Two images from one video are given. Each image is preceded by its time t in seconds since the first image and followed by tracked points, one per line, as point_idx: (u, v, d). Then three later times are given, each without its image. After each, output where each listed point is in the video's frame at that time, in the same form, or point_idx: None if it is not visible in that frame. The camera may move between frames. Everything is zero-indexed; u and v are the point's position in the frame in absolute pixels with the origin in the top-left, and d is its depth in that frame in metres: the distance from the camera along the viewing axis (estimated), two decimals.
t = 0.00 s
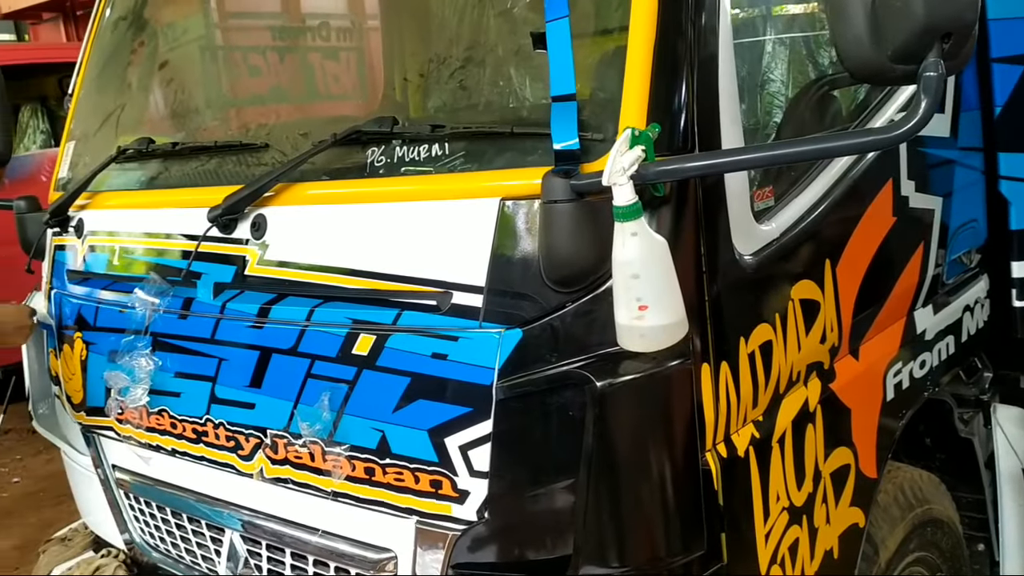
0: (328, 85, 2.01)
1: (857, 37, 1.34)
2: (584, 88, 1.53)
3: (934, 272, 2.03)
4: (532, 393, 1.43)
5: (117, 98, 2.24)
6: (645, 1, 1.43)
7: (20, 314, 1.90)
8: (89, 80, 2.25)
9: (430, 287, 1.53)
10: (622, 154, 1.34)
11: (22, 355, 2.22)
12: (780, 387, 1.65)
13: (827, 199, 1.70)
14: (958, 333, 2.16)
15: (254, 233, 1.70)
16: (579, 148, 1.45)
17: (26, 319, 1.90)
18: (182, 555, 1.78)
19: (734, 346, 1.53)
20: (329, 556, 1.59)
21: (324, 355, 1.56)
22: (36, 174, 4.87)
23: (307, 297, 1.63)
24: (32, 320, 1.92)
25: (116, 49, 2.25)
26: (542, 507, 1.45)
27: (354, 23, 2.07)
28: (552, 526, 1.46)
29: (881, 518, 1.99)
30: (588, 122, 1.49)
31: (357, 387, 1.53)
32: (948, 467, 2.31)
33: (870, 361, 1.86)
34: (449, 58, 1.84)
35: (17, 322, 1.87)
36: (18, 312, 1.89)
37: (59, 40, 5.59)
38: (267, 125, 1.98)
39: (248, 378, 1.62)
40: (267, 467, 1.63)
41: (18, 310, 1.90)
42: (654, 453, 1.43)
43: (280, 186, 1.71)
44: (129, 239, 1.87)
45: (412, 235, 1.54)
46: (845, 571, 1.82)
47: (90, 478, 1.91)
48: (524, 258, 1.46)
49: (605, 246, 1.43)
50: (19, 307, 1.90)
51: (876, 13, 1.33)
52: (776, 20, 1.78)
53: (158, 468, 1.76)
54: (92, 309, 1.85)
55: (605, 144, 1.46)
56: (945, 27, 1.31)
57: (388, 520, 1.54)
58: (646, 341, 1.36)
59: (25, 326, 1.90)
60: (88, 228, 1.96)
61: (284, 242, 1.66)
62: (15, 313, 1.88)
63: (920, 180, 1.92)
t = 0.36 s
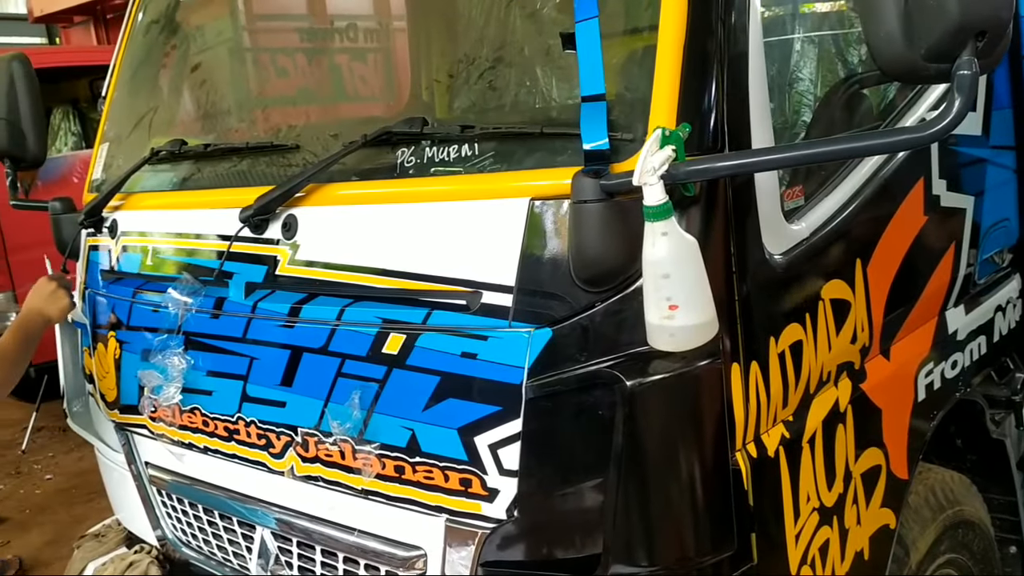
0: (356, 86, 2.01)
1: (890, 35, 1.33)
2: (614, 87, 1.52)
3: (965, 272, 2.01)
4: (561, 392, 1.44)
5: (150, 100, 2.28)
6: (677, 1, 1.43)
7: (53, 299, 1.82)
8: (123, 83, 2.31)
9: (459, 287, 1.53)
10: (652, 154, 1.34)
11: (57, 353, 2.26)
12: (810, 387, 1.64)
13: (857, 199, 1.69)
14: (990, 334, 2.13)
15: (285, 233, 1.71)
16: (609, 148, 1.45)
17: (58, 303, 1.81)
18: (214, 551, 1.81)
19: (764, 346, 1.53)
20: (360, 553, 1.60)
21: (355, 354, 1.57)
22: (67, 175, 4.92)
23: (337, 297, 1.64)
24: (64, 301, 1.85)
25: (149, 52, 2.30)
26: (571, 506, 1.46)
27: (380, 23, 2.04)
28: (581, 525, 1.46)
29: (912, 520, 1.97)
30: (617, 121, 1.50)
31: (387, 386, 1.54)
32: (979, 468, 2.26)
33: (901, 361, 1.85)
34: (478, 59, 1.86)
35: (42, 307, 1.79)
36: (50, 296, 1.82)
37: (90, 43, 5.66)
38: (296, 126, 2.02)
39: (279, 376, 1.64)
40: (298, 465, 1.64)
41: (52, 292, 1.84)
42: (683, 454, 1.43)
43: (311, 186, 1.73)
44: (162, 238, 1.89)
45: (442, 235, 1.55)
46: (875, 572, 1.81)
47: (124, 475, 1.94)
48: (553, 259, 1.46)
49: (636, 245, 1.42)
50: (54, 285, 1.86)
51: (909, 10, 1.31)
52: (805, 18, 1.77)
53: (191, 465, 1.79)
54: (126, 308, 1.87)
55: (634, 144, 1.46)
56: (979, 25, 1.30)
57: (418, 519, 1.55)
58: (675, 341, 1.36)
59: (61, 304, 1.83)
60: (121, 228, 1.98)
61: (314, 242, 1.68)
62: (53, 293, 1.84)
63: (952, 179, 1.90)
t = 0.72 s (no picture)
0: (378, 86, 2.03)
1: (919, 32, 1.32)
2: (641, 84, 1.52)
3: (993, 271, 2.00)
4: (586, 390, 1.43)
5: (177, 101, 2.30)
6: None
7: (86, 297, 2.01)
8: (150, 84, 2.33)
9: (484, 286, 1.54)
10: (678, 152, 1.34)
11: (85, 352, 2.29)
12: (837, 385, 1.63)
13: (883, 198, 1.68)
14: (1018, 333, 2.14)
15: (310, 233, 1.72)
16: (633, 146, 1.45)
17: (93, 301, 2.01)
18: (239, 548, 1.83)
19: (791, 345, 1.52)
20: (384, 551, 1.62)
21: (380, 353, 1.58)
22: (93, 176, 4.97)
23: (362, 296, 1.65)
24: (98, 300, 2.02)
25: (174, 54, 2.32)
26: (596, 505, 1.46)
27: (402, 24, 2.06)
28: (606, 525, 1.47)
29: (939, 521, 1.95)
30: (643, 120, 1.50)
31: (412, 384, 1.55)
32: (1007, 469, 2.23)
33: (929, 360, 1.83)
34: (502, 58, 1.85)
35: (83, 310, 2.01)
36: (82, 296, 2.01)
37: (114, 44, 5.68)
38: (323, 125, 2.01)
39: (305, 375, 1.65)
40: (323, 463, 1.65)
41: (83, 290, 2.01)
42: (709, 454, 1.42)
43: (336, 186, 1.73)
44: (188, 238, 1.91)
45: (467, 234, 1.56)
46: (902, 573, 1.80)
47: (151, 473, 1.96)
48: (577, 258, 1.46)
49: (661, 243, 1.42)
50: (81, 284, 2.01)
51: (939, 6, 1.30)
52: (830, 15, 1.76)
53: (217, 463, 1.80)
54: (153, 307, 1.89)
55: (659, 142, 1.46)
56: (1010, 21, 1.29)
57: (442, 516, 1.56)
58: (701, 340, 1.35)
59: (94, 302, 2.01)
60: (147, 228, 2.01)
61: (339, 241, 1.69)
62: (85, 291, 2.01)
63: (980, 176, 1.88)
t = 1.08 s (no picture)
0: (403, 84, 2.04)
1: (952, 26, 1.30)
2: (669, 81, 1.53)
3: None
4: (614, 388, 1.43)
5: (205, 101, 2.33)
6: None
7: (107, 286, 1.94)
8: (179, 83, 2.36)
9: (511, 283, 1.54)
10: (707, 148, 1.33)
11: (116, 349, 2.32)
12: (867, 383, 1.62)
13: (915, 194, 1.66)
14: None
15: (338, 231, 1.73)
16: (662, 143, 1.44)
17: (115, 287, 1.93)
18: (268, 544, 1.85)
19: (821, 343, 1.51)
20: (412, 547, 1.63)
21: (407, 350, 1.59)
22: (122, 176, 5.02)
23: (389, 293, 1.66)
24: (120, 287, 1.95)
25: (203, 55, 2.34)
26: (623, 502, 1.46)
27: (427, 22, 2.06)
28: (634, 522, 1.47)
29: (970, 520, 1.98)
30: (671, 117, 1.50)
31: (439, 382, 1.56)
32: None
33: (961, 358, 1.82)
34: (528, 56, 1.85)
35: (104, 298, 1.92)
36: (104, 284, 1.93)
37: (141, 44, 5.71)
38: (351, 124, 2.02)
39: (333, 372, 1.66)
40: (351, 459, 1.66)
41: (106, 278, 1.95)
42: (738, 452, 1.42)
43: (364, 184, 1.75)
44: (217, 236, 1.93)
45: (494, 232, 1.56)
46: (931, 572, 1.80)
47: (181, 469, 1.98)
48: (605, 255, 1.46)
49: (690, 240, 1.42)
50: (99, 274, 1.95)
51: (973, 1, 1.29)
52: (859, 11, 1.75)
53: (246, 459, 1.82)
54: (182, 304, 1.91)
55: (688, 139, 1.45)
56: None
57: (470, 513, 1.57)
58: (731, 337, 1.35)
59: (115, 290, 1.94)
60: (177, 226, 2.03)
61: (367, 239, 1.70)
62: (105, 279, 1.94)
63: (1011, 172, 1.86)
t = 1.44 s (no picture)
0: (434, 83, 2.05)
1: (991, 19, 1.28)
2: (704, 76, 1.52)
3: None
4: (647, 384, 1.43)
5: (239, 100, 2.35)
6: None
7: (156, 267, 2.05)
8: (213, 82, 2.39)
9: (543, 280, 1.54)
10: (742, 143, 1.32)
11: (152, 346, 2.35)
12: (903, 381, 1.60)
13: (951, 190, 1.65)
14: None
15: (370, 228, 1.75)
16: (696, 138, 1.44)
17: (162, 269, 2.04)
18: (301, 538, 1.87)
19: (856, 339, 1.50)
20: (445, 543, 1.64)
21: (439, 346, 1.59)
22: (156, 175, 5.09)
23: (421, 290, 1.67)
24: (168, 270, 2.06)
25: (235, 56, 2.37)
26: (654, 499, 1.47)
27: (456, 20, 2.04)
28: (666, 518, 1.48)
29: (1008, 520, 1.95)
30: (705, 112, 1.49)
31: (471, 377, 1.56)
32: None
33: (999, 355, 1.79)
34: (562, 52, 1.85)
35: (152, 279, 2.03)
36: (153, 265, 2.04)
37: (174, 44, 5.76)
38: (384, 122, 2.03)
39: (365, 368, 1.67)
40: (383, 455, 1.67)
41: (154, 261, 2.05)
42: (773, 450, 1.41)
43: (396, 181, 1.76)
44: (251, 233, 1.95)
45: (526, 228, 1.56)
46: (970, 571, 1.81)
47: (216, 463, 2.01)
48: (638, 251, 1.46)
49: (725, 235, 1.40)
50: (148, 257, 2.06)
51: None
52: (894, 5, 1.73)
53: (280, 455, 1.84)
54: (216, 301, 1.93)
55: (722, 134, 1.44)
56: None
57: (501, 509, 1.57)
58: (766, 333, 1.33)
59: (162, 273, 2.04)
60: (212, 224, 2.06)
61: (399, 235, 1.71)
62: (153, 262, 2.05)
63: None
